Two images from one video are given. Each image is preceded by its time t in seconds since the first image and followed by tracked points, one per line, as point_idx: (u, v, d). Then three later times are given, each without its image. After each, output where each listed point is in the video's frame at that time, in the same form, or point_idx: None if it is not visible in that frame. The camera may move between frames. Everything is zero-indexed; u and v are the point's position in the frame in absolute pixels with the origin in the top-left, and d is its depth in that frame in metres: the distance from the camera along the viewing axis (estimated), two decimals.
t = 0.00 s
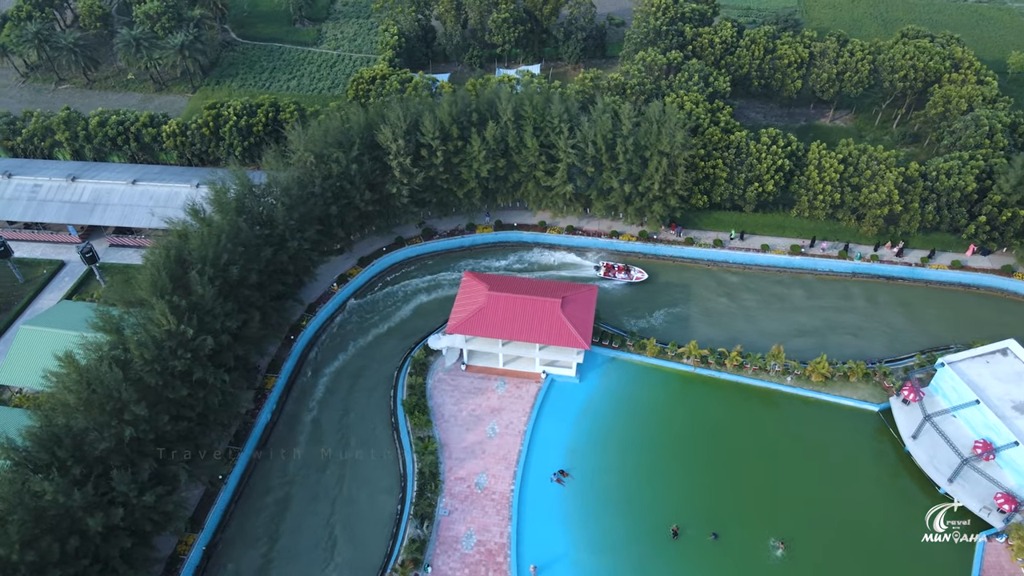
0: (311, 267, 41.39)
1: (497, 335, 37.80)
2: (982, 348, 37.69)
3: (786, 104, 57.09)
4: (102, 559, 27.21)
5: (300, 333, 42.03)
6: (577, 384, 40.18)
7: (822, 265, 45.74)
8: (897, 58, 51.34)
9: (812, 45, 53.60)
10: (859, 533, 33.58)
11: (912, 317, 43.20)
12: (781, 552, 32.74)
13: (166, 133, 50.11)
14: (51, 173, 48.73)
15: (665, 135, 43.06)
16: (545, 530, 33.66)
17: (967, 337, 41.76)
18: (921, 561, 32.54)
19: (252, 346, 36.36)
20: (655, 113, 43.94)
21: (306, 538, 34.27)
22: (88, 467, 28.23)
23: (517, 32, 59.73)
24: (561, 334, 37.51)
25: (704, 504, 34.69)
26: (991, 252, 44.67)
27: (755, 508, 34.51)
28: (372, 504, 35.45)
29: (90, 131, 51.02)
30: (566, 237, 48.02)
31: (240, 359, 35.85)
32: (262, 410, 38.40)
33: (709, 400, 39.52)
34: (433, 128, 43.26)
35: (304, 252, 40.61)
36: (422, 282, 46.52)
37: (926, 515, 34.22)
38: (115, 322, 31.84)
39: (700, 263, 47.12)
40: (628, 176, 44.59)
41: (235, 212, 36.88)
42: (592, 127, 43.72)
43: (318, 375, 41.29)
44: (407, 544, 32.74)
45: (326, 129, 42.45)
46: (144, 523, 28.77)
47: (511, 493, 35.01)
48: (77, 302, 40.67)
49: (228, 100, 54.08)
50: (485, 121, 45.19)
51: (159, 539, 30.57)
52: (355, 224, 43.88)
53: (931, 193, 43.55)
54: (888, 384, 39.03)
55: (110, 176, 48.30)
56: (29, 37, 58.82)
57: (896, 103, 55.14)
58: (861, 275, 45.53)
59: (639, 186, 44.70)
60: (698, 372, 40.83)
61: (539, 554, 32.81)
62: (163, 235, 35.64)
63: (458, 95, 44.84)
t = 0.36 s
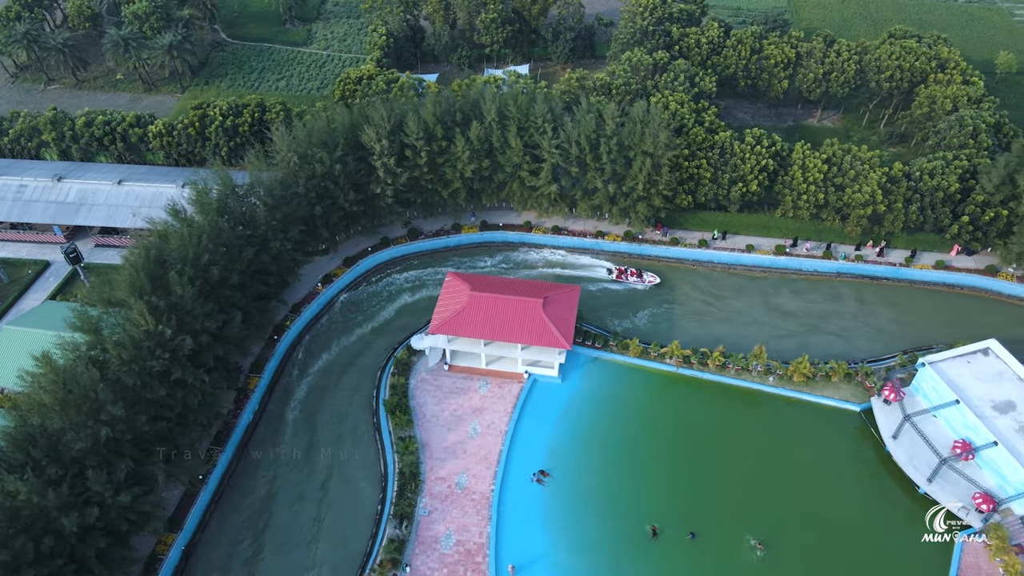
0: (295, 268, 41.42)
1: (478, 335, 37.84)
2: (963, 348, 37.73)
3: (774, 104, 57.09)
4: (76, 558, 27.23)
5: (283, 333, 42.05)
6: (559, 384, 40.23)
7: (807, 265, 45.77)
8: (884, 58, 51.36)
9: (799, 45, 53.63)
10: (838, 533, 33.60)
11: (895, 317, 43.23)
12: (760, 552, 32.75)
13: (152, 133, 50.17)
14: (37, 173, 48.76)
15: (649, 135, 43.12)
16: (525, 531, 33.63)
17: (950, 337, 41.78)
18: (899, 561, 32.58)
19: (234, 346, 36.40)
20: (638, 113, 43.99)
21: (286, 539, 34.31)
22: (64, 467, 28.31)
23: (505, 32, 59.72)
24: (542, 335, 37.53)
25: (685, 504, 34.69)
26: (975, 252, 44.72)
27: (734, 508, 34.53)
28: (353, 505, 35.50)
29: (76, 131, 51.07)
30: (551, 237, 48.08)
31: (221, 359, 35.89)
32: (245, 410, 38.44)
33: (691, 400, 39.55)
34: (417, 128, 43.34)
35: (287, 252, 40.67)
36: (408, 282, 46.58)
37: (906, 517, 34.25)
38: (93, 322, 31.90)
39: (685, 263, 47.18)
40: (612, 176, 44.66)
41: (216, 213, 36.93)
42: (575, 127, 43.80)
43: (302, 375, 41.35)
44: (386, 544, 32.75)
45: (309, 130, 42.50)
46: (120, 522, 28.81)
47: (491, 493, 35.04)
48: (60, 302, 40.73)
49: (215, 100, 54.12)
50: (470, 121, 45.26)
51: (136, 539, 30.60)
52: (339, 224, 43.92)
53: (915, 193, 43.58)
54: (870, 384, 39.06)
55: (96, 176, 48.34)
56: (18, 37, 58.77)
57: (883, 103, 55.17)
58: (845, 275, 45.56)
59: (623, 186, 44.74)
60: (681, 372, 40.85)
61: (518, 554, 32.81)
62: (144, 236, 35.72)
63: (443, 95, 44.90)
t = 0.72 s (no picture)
0: (275, 268, 41.42)
1: (456, 335, 37.86)
2: (941, 348, 37.80)
3: (759, 104, 57.10)
4: (47, 558, 27.24)
5: (263, 333, 42.06)
6: (539, 384, 40.27)
7: (789, 265, 45.83)
8: (867, 58, 51.41)
9: (783, 45, 53.68)
10: (814, 532, 33.61)
11: (876, 317, 43.28)
12: (736, 552, 32.77)
13: (136, 133, 50.19)
14: (20, 173, 48.72)
15: (629, 135, 43.20)
16: (500, 530, 33.60)
17: (929, 337, 41.84)
18: (874, 562, 32.59)
19: (211, 345, 36.42)
20: (619, 113, 44.06)
21: (263, 538, 34.31)
22: (35, 467, 28.33)
23: (491, 31, 59.73)
24: (521, 334, 37.55)
25: (661, 504, 34.71)
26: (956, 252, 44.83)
27: (710, 508, 34.52)
28: (330, 504, 35.53)
29: (60, 131, 51.07)
30: (534, 237, 48.16)
31: (198, 359, 35.92)
32: (223, 410, 38.44)
33: (670, 399, 39.56)
34: (398, 128, 43.40)
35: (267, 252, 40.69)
36: (390, 282, 46.64)
37: (881, 517, 34.28)
38: (68, 322, 31.92)
39: (667, 262, 47.26)
40: (593, 176, 44.73)
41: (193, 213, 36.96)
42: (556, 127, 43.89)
43: (282, 375, 41.36)
44: (361, 543, 32.76)
45: (290, 129, 42.54)
46: (92, 522, 28.82)
47: (468, 493, 35.03)
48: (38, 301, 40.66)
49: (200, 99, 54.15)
50: (451, 121, 45.33)
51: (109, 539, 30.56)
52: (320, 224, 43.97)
53: (895, 193, 43.63)
54: (848, 383, 39.10)
55: (79, 176, 48.30)
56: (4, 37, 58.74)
57: (868, 103, 55.22)
58: (827, 274, 45.63)
59: (604, 186, 44.81)
60: (660, 372, 40.89)
61: (493, 554, 32.80)
62: (121, 236, 35.73)
63: (424, 95, 44.97)
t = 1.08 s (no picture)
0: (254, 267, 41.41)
1: (434, 334, 37.88)
2: (919, 347, 37.82)
3: (745, 103, 57.08)
4: (15, 557, 27.23)
5: (243, 332, 42.05)
6: (518, 383, 40.27)
7: (770, 265, 45.87)
8: (850, 58, 51.40)
9: (767, 45, 53.71)
10: (789, 532, 33.60)
11: (856, 317, 43.30)
12: (709, 551, 32.77)
13: (120, 133, 50.21)
14: (2, 173, 48.71)
15: (610, 134, 43.20)
16: (475, 529, 33.59)
17: (909, 337, 41.85)
18: (849, 561, 32.56)
19: (188, 345, 36.43)
20: (600, 112, 44.08)
21: (238, 538, 34.27)
22: (6, 466, 28.32)
23: (477, 31, 59.70)
24: (499, 334, 37.56)
25: (636, 504, 34.72)
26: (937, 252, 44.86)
27: (684, 508, 34.50)
28: (305, 504, 35.48)
29: (44, 130, 51.11)
30: (517, 237, 48.17)
31: (175, 358, 35.93)
32: (201, 409, 38.45)
33: (649, 399, 39.58)
34: (378, 128, 43.44)
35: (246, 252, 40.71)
36: (372, 281, 46.64)
37: (856, 517, 34.26)
38: (41, 321, 31.92)
39: (650, 262, 47.28)
40: (574, 176, 44.78)
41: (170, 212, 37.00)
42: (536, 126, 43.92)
43: (262, 374, 41.35)
44: (335, 542, 32.74)
45: (270, 129, 42.55)
46: (64, 522, 28.81)
47: (443, 492, 35.04)
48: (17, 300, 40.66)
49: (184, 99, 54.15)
50: (432, 121, 45.36)
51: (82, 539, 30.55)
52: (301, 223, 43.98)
53: (876, 192, 43.65)
54: (826, 383, 39.12)
55: (62, 176, 48.31)
56: None
57: (853, 103, 55.22)
58: (808, 274, 45.65)
59: (585, 185, 44.86)
60: (639, 372, 40.92)
61: (467, 553, 32.78)
62: (98, 236, 35.75)
63: (404, 95, 45.01)
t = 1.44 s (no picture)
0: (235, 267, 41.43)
1: (413, 334, 37.91)
2: (897, 347, 37.87)
3: (731, 103, 57.08)
4: None
5: (224, 332, 42.06)
6: (498, 383, 40.31)
7: (753, 264, 45.94)
8: (835, 58, 51.39)
9: (752, 45, 53.75)
10: (766, 531, 33.58)
11: (838, 317, 43.33)
12: (685, 552, 32.72)
13: (104, 133, 50.22)
14: None
15: (591, 134, 43.22)
16: (451, 529, 33.59)
17: (889, 336, 41.89)
18: (826, 560, 32.53)
19: (166, 344, 36.44)
20: (582, 111, 44.11)
21: (214, 537, 34.21)
22: None
23: (464, 31, 59.68)
24: (478, 333, 37.60)
25: (613, 504, 34.69)
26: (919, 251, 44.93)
27: (661, 508, 34.49)
28: (283, 504, 35.44)
29: (28, 130, 51.12)
30: (500, 236, 48.20)
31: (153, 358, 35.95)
32: (180, 409, 38.46)
33: (629, 399, 39.59)
34: (360, 127, 43.48)
35: (226, 251, 40.74)
36: (355, 281, 46.66)
37: (834, 516, 34.22)
38: (16, 321, 31.92)
39: (633, 262, 47.33)
40: (556, 175, 44.85)
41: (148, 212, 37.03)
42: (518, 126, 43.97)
43: (242, 374, 41.35)
44: (311, 542, 32.71)
45: (251, 128, 42.58)
46: (36, 521, 28.80)
47: (421, 491, 35.06)
48: None
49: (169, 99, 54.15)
50: (414, 120, 45.41)
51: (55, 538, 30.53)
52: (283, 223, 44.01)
53: (857, 192, 43.69)
54: (805, 383, 39.15)
55: (45, 176, 48.30)
56: None
57: (838, 103, 55.24)
58: (791, 274, 45.70)
59: (567, 185, 44.94)
60: (620, 371, 40.96)
61: (443, 552, 32.79)
62: (76, 235, 35.78)
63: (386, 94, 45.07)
